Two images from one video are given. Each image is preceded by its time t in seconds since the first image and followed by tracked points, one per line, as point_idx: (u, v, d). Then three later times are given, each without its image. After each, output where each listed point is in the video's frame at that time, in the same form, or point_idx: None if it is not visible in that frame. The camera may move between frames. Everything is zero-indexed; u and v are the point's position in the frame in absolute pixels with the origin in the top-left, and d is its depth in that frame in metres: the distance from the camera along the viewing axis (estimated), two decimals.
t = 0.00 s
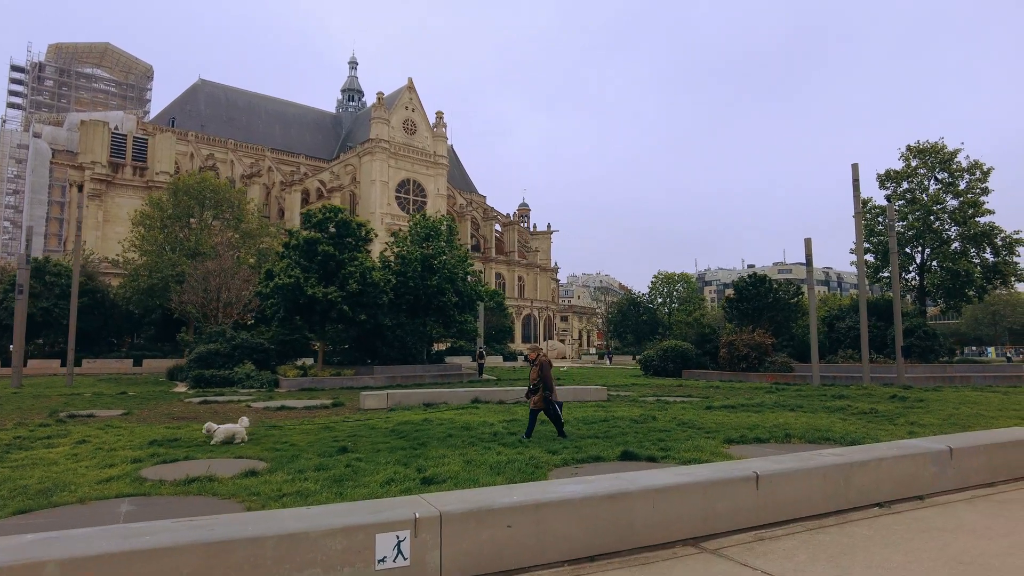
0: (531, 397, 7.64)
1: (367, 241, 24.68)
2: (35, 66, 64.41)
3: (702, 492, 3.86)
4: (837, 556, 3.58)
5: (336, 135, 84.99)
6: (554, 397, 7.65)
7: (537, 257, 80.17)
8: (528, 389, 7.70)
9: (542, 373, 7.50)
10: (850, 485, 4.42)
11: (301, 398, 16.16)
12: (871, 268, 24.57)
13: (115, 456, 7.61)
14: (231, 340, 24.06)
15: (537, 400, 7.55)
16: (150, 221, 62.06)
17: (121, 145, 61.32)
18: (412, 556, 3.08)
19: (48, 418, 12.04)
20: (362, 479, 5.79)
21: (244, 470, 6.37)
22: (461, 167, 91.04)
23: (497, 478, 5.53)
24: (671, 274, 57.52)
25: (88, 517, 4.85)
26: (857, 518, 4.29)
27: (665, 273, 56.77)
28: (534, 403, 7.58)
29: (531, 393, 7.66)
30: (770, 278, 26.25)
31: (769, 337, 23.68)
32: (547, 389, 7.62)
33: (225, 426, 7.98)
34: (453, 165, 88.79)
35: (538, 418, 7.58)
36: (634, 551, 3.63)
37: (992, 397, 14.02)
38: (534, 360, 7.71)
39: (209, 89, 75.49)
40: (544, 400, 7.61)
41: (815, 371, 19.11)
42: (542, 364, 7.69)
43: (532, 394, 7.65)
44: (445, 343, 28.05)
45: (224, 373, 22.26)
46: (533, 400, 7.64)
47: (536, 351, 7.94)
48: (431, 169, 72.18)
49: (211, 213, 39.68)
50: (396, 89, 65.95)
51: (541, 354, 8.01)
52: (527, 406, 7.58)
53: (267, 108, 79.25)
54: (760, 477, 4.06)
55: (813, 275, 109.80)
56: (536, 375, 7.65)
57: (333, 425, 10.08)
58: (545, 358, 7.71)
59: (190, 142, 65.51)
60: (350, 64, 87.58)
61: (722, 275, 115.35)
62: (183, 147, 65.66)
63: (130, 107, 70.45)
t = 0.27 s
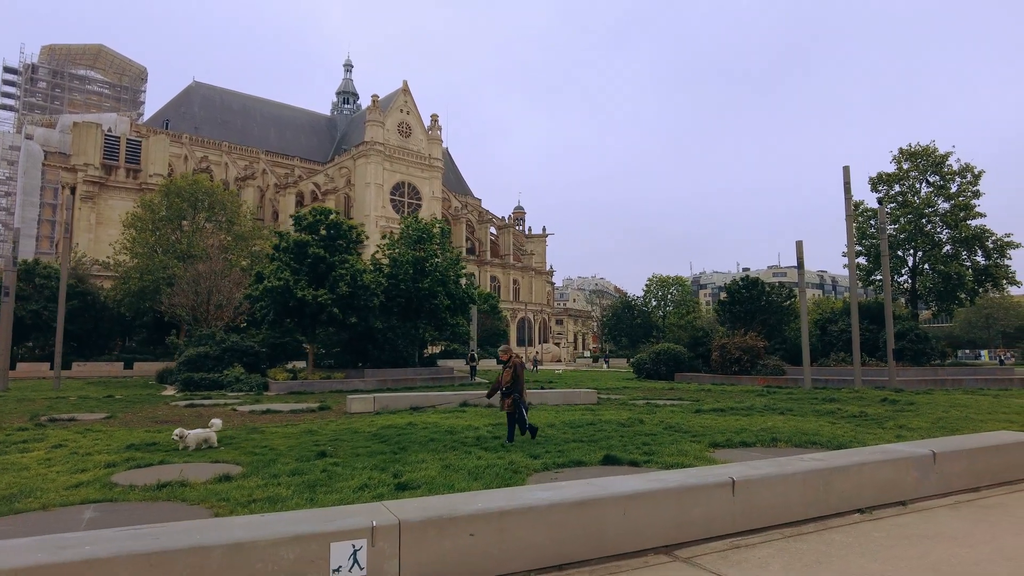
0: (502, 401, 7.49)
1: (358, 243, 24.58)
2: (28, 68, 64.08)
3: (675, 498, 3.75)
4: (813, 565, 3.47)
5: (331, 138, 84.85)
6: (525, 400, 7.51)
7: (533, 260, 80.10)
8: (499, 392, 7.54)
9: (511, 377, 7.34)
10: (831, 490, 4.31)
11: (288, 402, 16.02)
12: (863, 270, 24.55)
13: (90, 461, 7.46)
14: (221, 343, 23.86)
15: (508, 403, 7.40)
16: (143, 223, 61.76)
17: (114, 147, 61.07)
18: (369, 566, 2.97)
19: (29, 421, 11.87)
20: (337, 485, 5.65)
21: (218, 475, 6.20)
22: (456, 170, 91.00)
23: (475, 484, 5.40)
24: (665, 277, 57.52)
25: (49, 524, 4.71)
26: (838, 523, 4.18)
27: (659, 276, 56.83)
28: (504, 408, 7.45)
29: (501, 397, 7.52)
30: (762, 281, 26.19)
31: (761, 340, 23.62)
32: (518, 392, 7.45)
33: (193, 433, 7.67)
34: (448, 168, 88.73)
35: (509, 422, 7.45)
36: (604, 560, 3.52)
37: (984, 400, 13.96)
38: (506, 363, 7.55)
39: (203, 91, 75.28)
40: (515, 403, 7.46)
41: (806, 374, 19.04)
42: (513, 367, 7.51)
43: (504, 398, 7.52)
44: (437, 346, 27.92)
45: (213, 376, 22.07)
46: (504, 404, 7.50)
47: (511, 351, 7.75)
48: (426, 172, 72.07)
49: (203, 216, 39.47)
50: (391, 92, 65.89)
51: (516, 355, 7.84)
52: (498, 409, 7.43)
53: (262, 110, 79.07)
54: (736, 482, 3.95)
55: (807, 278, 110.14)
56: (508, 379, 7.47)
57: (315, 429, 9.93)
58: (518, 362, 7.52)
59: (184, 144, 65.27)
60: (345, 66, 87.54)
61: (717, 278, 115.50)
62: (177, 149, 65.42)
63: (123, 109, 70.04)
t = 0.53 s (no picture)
0: (478, 408, 7.29)
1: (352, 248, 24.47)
2: (25, 73, 63.84)
3: (651, 512, 3.63)
4: None
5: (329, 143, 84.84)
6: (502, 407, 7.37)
7: (530, 264, 80.00)
8: (477, 398, 7.32)
9: (493, 383, 7.17)
10: (815, 501, 4.19)
11: (279, 408, 15.86)
12: (859, 275, 24.45)
13: (66, 469, 7.29)
14: (213, 349, 23.68)
15: (485, 411, 7.23)
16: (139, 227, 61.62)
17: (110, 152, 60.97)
18: None
19: (13, 428, 11.70)
20: (314, 495, 5.49)
21: (193, 485, 6.04)
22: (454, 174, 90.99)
23: (455, 494, 5.26)
24: (663, 282, 57.43)
25: (10, 536, 4.55)
26: (823, 536, 4.05)
27: (656, 281, 56.79)
28: (480, 414, 7.25)
29: (478, 403, 7.33)
30: (758, 285, 26.06)
31: (756, 345, 23.50)
32: (496, 400, 7.29)
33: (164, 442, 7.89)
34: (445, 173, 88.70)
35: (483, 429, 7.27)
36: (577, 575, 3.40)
37: (979, 406, 13.84)
38: (485, 369, 7.36)
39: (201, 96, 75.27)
40: (492, 411, 7.29)
41: (801, 379, 18.91)
42: (495, 374, 7.33)
43: (480, 404, 7.33)
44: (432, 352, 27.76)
45: (205, 382, 21.89)
46: (480, 411, 7.31)
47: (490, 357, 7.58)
48: (423, 177, 72.02)
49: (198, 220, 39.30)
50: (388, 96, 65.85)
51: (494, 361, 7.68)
52: (475, 416, 7.20)
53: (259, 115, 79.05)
54: (715, 494, 3.83)
55: (805, 282, 110.26)
56: (487, 386, 7.29)
57: (301, 436, 9.77)
58: (498, 368, 7.37)
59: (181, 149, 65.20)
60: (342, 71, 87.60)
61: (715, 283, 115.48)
62: (174, 154, 65.30)
63: (120, 114, 69.76)
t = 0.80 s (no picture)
0: (456, 409, 7.13)
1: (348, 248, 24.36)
2: (24, 73, 63.79)
3: (629, 516, 3.49)
4: None
5: (328, 143, 84.75)
6: (479, 409, 7.26)
7: (530, 265, 79.85)
8: (455, 399, 7.16)
9: (474, 383, 7.10)
10: (802, 504, 4.05)
11: (271, 409, 15.71)
12: (858, 275, 24.31)
13: (46, 471, 7.17)
14: (207, 349, 23.53)
15: (464, 412, 7.09)
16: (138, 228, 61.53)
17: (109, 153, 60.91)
18: None
19: None
20: (290, 498, 5.35)
21: (170, 486, 5.90)
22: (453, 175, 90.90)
23: (435, 496, 5.12)
24: (662, 283, 57.33)
25: None
26: (809, 540, 3.92)
27: (655, 281, 56.73)
28: (459, 416, 7.09)
29: (455, 405, 7.17)
30: (756, 286, 25.91)
31: (754, 346, 23.37)
32: (475, 401, 7.20)
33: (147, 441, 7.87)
34: (445, 173, 88.74)
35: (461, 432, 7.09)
36: None
37: (977, 407, 13.70)
38: (462, 369, 7.26)
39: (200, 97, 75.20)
40: (470, 413, 7.17)
41: (799, 380, 18.78)
42: (472, 375, 7.25)
43: (457, 406, 7.17)
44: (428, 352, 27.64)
45: (200, 382, 21.76)
46: (458, 413, 7.13)
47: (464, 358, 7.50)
48: (422, 177, 71.91)
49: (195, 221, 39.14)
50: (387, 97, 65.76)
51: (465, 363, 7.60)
52: (452, 417, 7.04)
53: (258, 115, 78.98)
54: (697, 497, 3.69)
55: (805, 283, 110.21)
56: (466, 387, 7.17)
57: (289, 438, 9.63)
58: (474, 370, 7.32)
59: (180, 150, 65.14)
60: (342, 72, 87.55)
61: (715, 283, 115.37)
62: (172, 155, 65.18)
63: (119, 114, 69.73)
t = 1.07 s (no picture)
0: (425, 409, 6.98)
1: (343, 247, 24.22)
2: (22, 73, 63.57)
3: (605, 526, 3.34)
4: None
5: (327, 143, 84.63)
6: (451, 407, 7.06)
7: (529, 265, 79.67)
8: (424, 399, 7.02)
9: (442, 381, 6.93)
10: (789, 513, 3.90)
11: (262, 410, 15.56)
12: (857, 275, 24.14)
13: (23, 474, 7.02)
14: (202, 350, 23.39)
15: (434, 412, 6.93)
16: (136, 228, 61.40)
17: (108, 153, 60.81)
18: None
19: None
20: (265, 503, 5.19)
21: (144, 491, 5.73)
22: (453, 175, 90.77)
23: (414, 503, 4.96)
24: (661, 283, 57.19)
25: None
26: (794, 550, 3.77)
27: (655, 282, 56.65)
28: (430, 416, 6.93)
29: (425, 404, 7.02)
30: (754, 286, 25.73)
31: (752, 346, 23.19)
32: (445, 399, 7.01)
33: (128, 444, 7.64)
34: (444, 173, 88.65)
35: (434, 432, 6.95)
36: None
37: (976, 408, 13.56)
38: (431, 368, 7.09)
39: (199, 97, 75.07)
40: (441, 411, 7.00)
41: (797, 381, 18.62)
42: (441, 372, 7.08)
43: (428, 406, 7.00)
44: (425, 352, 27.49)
45: (194, 383, 21.61)
46: (428, 413, 6.97)
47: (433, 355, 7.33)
48: (422, 177, 71.77)
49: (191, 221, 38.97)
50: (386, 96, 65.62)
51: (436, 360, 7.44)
52: (422, 417, 6.90)
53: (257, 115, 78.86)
54: (677, 505, 3.53)
55: (805, 283, 110.13)
56: (434, 385, 7.00)
57: (276, 440, 9.47)
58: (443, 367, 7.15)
59: (180, 150, 65.03)
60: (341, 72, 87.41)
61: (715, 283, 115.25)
62: (171, 155, 65.04)
63: (118, 114, 69.62)
